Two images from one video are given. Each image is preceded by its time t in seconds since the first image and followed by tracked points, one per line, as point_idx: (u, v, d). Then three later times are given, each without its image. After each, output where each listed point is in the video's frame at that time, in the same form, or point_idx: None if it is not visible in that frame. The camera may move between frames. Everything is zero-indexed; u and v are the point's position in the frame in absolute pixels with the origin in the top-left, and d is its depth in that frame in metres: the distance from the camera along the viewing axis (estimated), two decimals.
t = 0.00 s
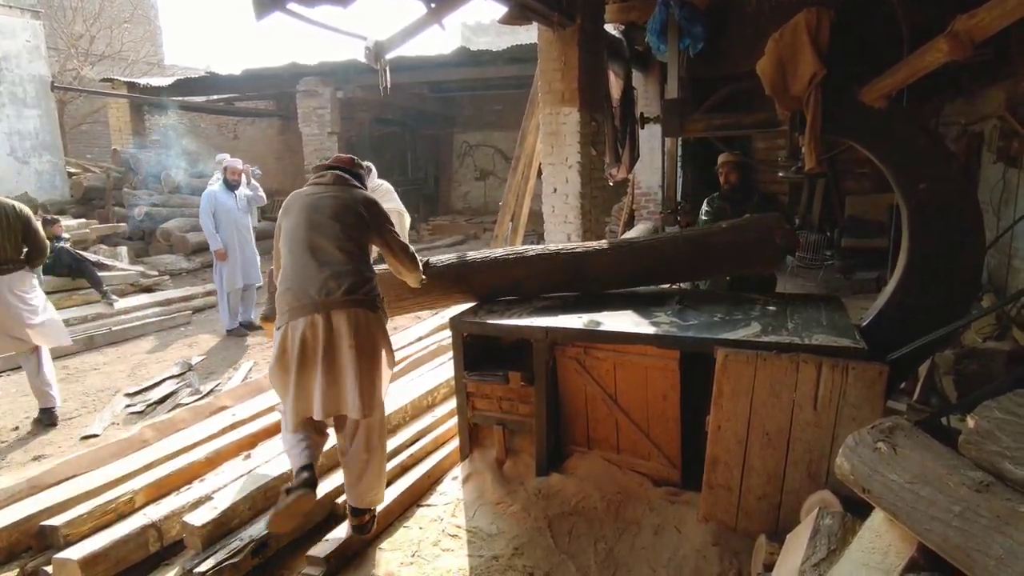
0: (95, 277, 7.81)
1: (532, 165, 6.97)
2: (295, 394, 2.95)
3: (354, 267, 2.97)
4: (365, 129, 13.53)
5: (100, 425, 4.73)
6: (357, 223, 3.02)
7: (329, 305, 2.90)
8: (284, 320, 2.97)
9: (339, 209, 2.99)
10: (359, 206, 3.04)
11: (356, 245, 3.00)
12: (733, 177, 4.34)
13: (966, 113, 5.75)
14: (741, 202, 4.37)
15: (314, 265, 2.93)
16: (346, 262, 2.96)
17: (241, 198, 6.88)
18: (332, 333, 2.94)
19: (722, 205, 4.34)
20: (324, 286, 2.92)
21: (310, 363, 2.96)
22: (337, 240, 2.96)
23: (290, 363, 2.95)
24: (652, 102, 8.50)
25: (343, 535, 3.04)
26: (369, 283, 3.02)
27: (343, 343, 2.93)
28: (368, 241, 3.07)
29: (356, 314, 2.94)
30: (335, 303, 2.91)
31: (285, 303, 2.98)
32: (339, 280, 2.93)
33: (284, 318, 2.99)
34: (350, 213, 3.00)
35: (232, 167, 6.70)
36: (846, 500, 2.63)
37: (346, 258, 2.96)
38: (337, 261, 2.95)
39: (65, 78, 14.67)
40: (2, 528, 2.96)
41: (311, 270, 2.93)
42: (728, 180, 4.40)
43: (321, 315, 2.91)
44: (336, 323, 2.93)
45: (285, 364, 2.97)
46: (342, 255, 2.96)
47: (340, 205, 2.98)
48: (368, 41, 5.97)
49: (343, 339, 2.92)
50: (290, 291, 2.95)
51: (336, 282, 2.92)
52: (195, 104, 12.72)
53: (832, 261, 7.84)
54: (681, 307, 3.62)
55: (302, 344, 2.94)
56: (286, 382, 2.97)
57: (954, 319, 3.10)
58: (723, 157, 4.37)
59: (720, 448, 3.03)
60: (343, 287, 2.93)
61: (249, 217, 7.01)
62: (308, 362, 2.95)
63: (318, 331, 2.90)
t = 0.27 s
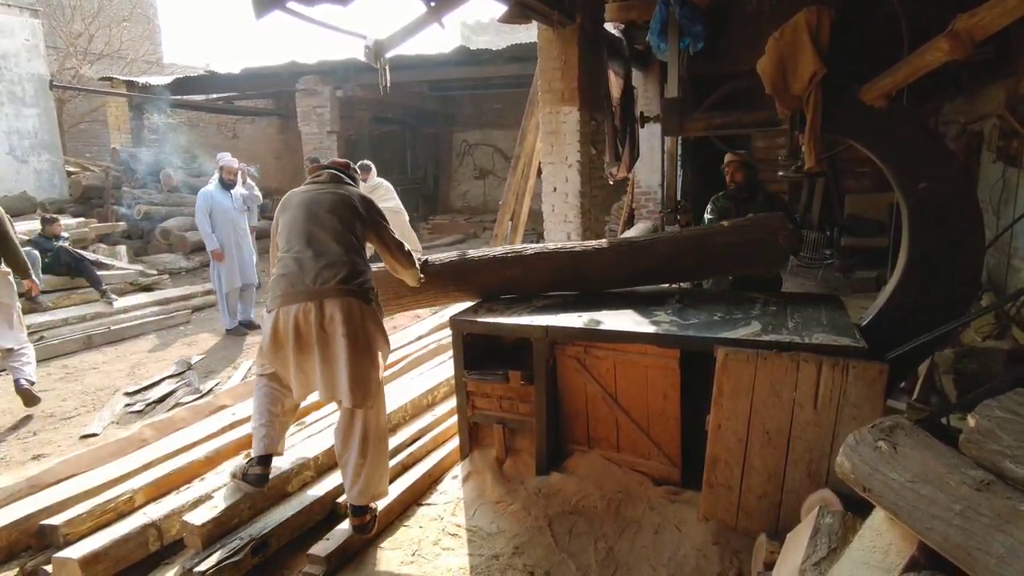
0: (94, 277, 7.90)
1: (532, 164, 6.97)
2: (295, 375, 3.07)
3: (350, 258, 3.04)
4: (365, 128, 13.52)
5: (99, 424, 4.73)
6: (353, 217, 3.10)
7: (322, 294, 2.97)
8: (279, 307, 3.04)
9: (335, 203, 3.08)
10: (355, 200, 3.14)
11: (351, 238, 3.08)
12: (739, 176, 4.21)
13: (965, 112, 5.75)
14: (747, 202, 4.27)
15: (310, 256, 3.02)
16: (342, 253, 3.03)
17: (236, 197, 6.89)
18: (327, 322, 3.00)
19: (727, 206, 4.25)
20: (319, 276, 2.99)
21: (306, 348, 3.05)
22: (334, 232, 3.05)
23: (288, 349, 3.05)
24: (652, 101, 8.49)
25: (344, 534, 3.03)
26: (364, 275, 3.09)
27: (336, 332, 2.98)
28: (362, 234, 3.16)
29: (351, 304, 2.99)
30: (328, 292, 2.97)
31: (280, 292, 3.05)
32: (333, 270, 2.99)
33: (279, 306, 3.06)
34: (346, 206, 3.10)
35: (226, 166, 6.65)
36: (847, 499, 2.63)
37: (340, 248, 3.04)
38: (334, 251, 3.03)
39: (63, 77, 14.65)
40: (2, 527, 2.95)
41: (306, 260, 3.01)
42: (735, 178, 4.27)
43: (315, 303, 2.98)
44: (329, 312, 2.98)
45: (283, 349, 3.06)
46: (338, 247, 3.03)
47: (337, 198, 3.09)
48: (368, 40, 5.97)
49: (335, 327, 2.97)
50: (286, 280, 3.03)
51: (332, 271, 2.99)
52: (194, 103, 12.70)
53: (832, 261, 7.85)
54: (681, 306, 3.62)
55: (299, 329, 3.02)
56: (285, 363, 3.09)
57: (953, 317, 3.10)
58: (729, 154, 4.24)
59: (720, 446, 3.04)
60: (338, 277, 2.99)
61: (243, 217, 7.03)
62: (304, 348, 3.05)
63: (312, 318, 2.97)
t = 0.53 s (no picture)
0: (94, 277, 7.90)
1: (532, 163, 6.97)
2: (280, 371, 3.08)
3: (332, 255, 3.03)
4: (364, 127, 13.51)
5: (99, 424, 4.72)
6: (336, 212, 3.10)
7: (301, 290, 2.97)
8: (260, 303, 3.04)
9: (318, 198, 3.08)
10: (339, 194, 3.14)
11: (334, 234, 3.08)
12: (744, 175, 4.17)
13: (966, 112, 5.75)
14: (751, 202, 4.22)
15: (293, 253, 3.02)
16: (324, 249, 3.02)
17: (235, 197, 6.88)
18: (306, 318, 3.00)
19: (731, 206, 4.19)
20: (300, 272, 2.98)
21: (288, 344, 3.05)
22: (315, 227, 3.04)
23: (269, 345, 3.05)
24: (652, 101, 8.49)
25: (346, 534, 3.03)
26: (346, 271, 3.08)
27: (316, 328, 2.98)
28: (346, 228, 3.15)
29: (329, 301, 2.99)
30: (307, 288, 2.97)
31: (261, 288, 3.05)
32: (313, 266, 2.99)
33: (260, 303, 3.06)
34: (329, 201, 3.09)
35: (224, 166, 6.63)
36: (850, 499, 2.63)
37: (321, 243, 3.03)
38: (316, 247, 3.02)
39: (63, 77, 14.63)
40: (3, 528, 2.94)
41: (286, 255, 3.02)
42: (740, 179, 4.18)
43: (293, 299, 2.98)
44: (309, 308, 2.98)
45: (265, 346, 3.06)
46: (320, 243, 3.02)
47: (320, 193, 3.09)
48: (368, 39, 5.96)
49: (315, 324, 2.97)
50: (266, 276, 3.04)
51: (312, 267, 2.99)
52: (193, 103, 12.69)
53: (832, 260, 7.85)
54: (683, 306, 3.61)
55: (279, 326, 3.02)
56: (267, 360, 3.08)
57: (956, 317, 3.09)
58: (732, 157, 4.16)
59: (723, 446, 3.03)
60: (319, 274, 2.98)
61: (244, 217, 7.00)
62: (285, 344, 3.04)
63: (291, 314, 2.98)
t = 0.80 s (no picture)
0: (93, 278, 7.85)
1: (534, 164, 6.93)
2: (242, 357, 3.17)
3: (310, 244, 3.21)
4: (364, 128, 13.49)
5: (99, 427, 4.69)
6: (320, 202, 3.26)
7: (279, 277, 3.16)
8: (238, 287, 3.22)
9: (304, 187, 3.26)
10: (326, 185, 3.32)
11: (317, 224, 3.25)
12: (755, 179, 4.12)
13: (968, 113, 5.74)
14: (762, 205, 4.17)
15: (274, 240, 3.19)
16: (303, 238, 3.20)
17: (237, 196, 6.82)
18: (281, 305, 3.19)
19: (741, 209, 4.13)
20: (278, 260, 3.17)
21: (260, 330, 3.19)
22: (297, 216, 3.21)
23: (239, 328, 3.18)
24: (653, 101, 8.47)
25: (350, 539, 2.99)
26: (325, 262, 3.27)
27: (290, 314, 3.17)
28: (329, 219, 3.33)
29: (305, 291, 3.19)
30: (285, 276, 3.16)
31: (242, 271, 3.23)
32: (292, 255, 3.18)
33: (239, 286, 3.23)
34: (314, 191, 3.27)
35: (226, 168, 6.58)
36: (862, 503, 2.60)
37: (301, 233, 3.20)
38: (296, 236, 3.20)
39: (61, 77, 14.59)
40: (3, 533, 2.91)
41: (269, 241, 3.20)
42: (753, 182, 4.12)
43: (270, 285, 3.16)
44: (286, 295, 3.17)
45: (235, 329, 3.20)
46: (301, 233, 3.20)
47: (307, 183, 3.26)
48: (369, 39, 5.93)
49: (290, 310, 3.16)
50: (247, 260, 3.22)
51: (291, 256, 3.18)
52: (192, 103, 12.64)
53: (834, 262, 7.83)
54: (689, 308, 3.58)
55: (252, 310, 3.18)
56: (236, 343, 3.20)
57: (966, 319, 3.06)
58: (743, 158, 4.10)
59: (731, 450, 3.00)
60: (296, 262, 3.17)
61: (246, 217, 6.93)
62: (256, 329, 3.19)
63: (267, 299, 3.15)
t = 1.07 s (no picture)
0: (82, 282, 7.71)
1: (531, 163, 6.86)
2: (219, 350, 3.12)
3: (298, 241, 3.23)
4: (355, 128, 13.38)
5: (91, 435, 4.58)
6: (313, 199, 3.29)
7: (265, 272, 3.16)
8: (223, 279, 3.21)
9: (300, 182, 3.28)
10: (322, 180, 3.34)
11: (307, 221, 3.28)
12: (768, 176, 4.08)
13: (966, 109, 5.73)
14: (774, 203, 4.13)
15: (260, 234, 3.20)
16: (291, 233, 3.22)
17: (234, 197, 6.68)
18: (263, 300, 3.18)
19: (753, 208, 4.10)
20: (264, 255, 3.18)
21: (240, 327, 3.17)
22: (288, 211, 3.24)
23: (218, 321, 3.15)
24: (649, 99, 8.42)
25: (356, 548, 2.91)
26: (313, 260, 3.29)
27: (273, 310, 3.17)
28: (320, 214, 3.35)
29: (289, 286, 3.20)
30: (272, 271, 3.17)
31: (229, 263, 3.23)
32: (281, 250, 3.19)
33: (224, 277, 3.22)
34: (308, 186, 3.29)
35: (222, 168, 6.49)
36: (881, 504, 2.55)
37: (290, 228, 3.23)
38: (285, 231, 3.22)
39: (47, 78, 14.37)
40: None
41: (258, 235, 3.20)
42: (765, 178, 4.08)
43: (254, 280, 3.15)
44: (270, 291, 3.17)
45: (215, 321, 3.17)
46: (290, 229, 3.22)
47: (302, 178, 3.29)
48: (364, 37, 5.84)
49: (273, 306, 3.17)
50: (235, 252, 3.22)
51: (278, 251, 3.19)
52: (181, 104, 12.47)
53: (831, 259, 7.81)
54: (697, 307, 3.53)
55: (232, 304, 3.15)
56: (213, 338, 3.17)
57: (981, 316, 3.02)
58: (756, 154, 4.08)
59: (745, 451, 2.95)
60: (282, 258, 3.18)
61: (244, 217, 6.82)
62: (237, 324, 3.16)
63: (250, 293, 3.14)
